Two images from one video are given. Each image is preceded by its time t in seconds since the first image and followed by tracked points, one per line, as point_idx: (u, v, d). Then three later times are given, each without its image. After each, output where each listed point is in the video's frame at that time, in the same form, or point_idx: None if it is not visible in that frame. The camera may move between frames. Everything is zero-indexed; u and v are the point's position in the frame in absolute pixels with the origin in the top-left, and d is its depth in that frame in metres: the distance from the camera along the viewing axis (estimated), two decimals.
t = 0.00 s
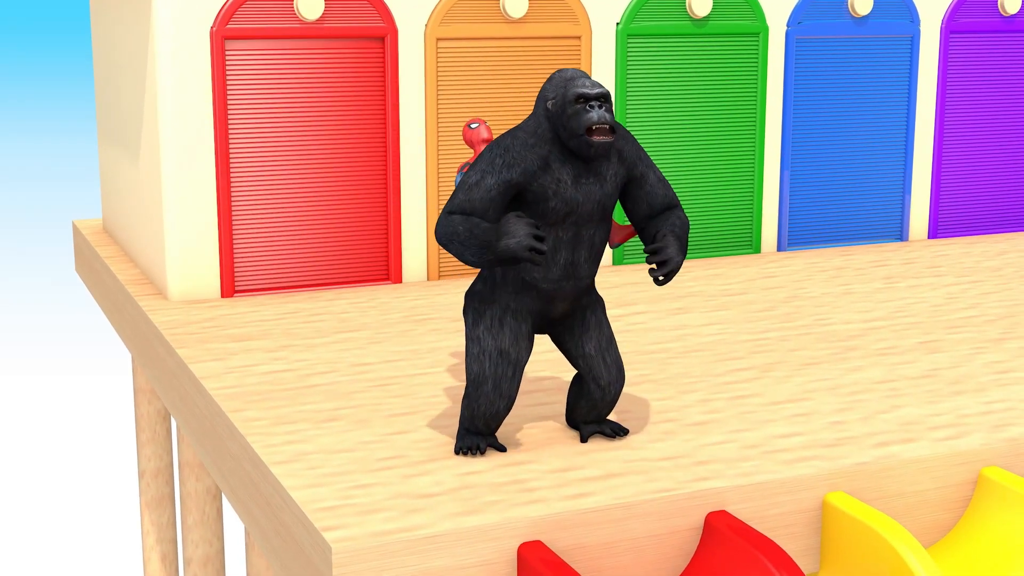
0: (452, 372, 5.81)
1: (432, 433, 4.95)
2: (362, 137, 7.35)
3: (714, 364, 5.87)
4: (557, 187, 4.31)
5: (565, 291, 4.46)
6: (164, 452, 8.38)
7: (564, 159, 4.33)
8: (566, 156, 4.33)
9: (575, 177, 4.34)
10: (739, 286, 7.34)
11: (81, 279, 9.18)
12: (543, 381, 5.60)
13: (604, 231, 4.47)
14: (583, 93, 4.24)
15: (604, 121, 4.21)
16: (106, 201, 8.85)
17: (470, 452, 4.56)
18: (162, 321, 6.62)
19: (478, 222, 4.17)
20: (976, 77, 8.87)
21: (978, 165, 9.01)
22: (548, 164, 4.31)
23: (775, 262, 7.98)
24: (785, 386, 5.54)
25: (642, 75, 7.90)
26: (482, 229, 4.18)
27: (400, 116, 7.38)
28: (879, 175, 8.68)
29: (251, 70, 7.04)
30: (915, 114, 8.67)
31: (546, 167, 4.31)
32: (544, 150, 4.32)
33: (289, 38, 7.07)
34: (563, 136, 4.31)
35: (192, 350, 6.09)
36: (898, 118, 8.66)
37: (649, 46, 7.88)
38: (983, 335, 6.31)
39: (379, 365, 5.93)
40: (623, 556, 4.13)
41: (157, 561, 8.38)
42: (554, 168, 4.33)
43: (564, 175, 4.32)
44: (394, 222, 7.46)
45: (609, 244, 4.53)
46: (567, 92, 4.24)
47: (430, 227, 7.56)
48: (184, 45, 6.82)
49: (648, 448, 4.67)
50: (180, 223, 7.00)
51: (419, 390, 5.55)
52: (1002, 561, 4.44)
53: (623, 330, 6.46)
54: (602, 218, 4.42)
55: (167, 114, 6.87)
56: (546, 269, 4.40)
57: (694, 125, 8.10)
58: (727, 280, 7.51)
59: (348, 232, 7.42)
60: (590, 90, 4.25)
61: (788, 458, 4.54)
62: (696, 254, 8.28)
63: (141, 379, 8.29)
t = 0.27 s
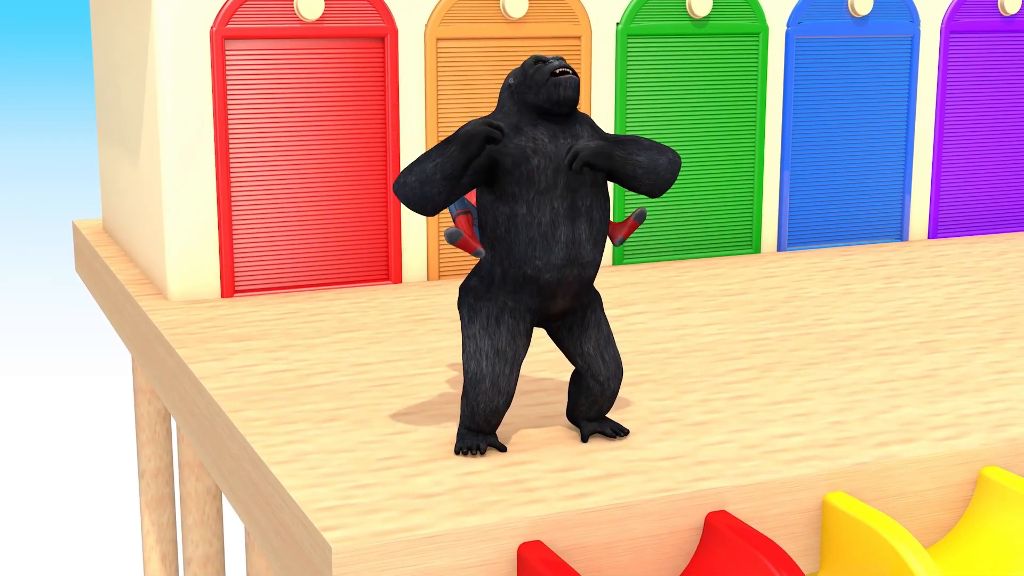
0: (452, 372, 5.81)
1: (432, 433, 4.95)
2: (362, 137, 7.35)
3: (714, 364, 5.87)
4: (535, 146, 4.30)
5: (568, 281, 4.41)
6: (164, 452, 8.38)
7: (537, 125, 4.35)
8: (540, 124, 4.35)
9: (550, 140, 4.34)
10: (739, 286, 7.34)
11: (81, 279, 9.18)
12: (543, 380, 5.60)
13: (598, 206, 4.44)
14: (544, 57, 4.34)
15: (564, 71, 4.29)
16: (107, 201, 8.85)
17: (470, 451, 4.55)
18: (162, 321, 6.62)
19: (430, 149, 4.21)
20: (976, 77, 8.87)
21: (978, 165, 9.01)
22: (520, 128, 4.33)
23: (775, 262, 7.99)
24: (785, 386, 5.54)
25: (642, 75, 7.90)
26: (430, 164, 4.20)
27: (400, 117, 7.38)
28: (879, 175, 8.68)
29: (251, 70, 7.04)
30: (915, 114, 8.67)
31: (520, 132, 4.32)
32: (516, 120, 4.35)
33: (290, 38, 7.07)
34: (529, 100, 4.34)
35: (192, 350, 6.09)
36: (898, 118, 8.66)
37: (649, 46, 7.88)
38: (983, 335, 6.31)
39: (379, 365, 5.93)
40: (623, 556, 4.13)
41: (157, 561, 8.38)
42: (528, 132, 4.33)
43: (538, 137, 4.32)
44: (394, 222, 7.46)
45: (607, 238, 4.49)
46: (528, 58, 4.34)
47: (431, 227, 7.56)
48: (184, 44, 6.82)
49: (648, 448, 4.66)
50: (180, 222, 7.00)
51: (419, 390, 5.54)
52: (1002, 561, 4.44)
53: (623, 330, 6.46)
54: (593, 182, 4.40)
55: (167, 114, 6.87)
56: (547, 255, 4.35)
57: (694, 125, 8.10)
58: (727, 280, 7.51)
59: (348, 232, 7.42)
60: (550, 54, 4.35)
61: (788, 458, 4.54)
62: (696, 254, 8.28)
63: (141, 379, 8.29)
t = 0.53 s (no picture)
0: (452, 372, 5.81)
1: (432, 433, 4.95)
2: (362, 137, 7.35)
3: (714, 364, 5.87)
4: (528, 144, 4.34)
5: (570, 279, 4.41)
6: (164, 452, 8.38)
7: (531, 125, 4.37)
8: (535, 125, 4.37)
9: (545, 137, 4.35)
10: (739, 286, 7.34)
11: (81, 279, 9.18)
12: (543, 380, 5.60)
13: (600, 205, 4.42)
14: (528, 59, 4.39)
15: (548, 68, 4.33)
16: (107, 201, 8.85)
17: (470, 451, 4.55)
18: (162, 321, 6.62)
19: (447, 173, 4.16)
20: (976, 77, 8.87)
21: (978, 165, 9.01)
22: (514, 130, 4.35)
23: (775, 262, 7.99)
24: (785, 386, 5.54)
25: (642, 75, 7.90)
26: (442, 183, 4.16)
27: (400, 117, 7.37)
28: (879, 175, 8.68)
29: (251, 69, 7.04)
30: (915, 114, 8.67)
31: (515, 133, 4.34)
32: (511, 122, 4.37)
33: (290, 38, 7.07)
34: (518, 102, 4.39)
35: (192, 350, 6.09)
36: (898, 118, 8.66)
37: (649, 46, 7.88)
38: (983, 335, 6.31)
39: (379, 365, 5.93)
40: (623, 556, 4.13)
41: (157, 561, 8.38)
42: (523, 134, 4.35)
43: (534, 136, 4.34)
44: (394, 223, 7.46)
45: (611, 237, 4.49)
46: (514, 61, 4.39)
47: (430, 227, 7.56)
48: (185, 44, 6.82)
49: (648, 448, 4.66)
50: (180, 223, 7.00)
51: (419, 390, 5.54)
52: (1002, 561, 4.44)
53: (623, 330, 6.46)
54: (591, 177, 4.39)
55: (167, 114, 6.87)
56: (550, 254, 4.34)
57: (694, 125, 8.10)
58: (727, 280, 7.51)
59: (348, 232, 7.42)
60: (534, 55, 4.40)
61: (788, 458, 4.54)
62: (696, 254, 8.28)
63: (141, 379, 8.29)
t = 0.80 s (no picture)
0: (452, 372, 5.81)
1: (432, 433, 4.95)
2: (362, 137, 7.35)
3: (714, 364, 5.87)
4: (534, 143, 4.34)
5: (570, 277, 4.41)
6: (164, 452, 8.38)
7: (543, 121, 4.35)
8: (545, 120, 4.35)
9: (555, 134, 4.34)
10: (739, 286, 7.34)
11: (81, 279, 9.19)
12: (543, 380, 5.60)
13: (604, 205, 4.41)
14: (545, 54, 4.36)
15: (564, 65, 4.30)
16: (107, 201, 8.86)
17: (470, 451, 4.55)
18: (162, 321, 6.62)
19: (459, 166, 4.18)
20: (976, 77, 8.87)
21: (978, 165, 9.01)
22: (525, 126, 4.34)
23: (775, 262, 7.99)
24: (785, 386, 5.54)
25: (642, 75, 7.90)
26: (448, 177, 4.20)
27: (400, 117, 7.37)
28: (879, 175, 8.68)
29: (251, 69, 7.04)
30: (915, 114, 8.67)
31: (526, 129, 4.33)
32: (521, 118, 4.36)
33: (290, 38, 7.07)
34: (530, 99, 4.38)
35: (192, 350, 6.09)
36: (897, 118, 8.66)
37: (649, 46, 7.88)
38: (983, 335, 6.31)
39: (379, 365, 5.93)
40: (623, 556, 4.13)
41: (157, 561, 8.38)
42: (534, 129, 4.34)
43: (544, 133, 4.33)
44: (394, 223, 7.46)
45: (611, 234, 4.49)
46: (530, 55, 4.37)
47: (430, 227, 7.55)
48: (184, 44, 6.82)
49: (648, 448, 4.66)
50: (180, 223, 7.00)
51: (418, 389, 5.54)
52: (1002, 561, 4.44)
53: (623, 330, 6.46)
54: (595, 180, 4.35)
55: (167, 114, 6.87)
56: (550, 254, 4.34)
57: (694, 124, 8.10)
58: (727, 280, 7.51)
59: (348, 232, 7.42)
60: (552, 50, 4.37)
61: (788, 458, 4.53)
62: (696, 254, 8.28)
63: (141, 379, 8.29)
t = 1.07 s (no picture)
0: (452, 372, 5.81)
1: (432, 433, 4.95)
2: (362, 137, 7.35)
3: (714, 364, 5.87)
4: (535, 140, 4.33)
5: (571, 273, 4.41)
6: (164, 452, 8.38)
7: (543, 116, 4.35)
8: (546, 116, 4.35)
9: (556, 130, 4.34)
10: (739, 286, 7.34)
11: (81, 279, 9.19)
12: (543, 380, 5.60)
13: (602, 199, 4.42)
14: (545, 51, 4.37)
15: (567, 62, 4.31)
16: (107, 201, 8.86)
17: (470, 451, 4.55)
18: (162, 321, 6.62)
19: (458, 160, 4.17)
20: (976, 77, 8.87)
21: (978, 165, 9.01)
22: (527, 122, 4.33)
23: (775, 262, 7.99)
24: (785, 386, 5.54)
25: (643, 75, 7.90)
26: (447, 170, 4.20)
27: (401, 117, 7.38)
28: (879, 175, 8.68)
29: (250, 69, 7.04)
30: (915, 114, 8.67)
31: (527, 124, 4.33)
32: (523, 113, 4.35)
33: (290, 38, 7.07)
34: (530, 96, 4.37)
35: (192, 350, 6.09)
36: (897, 118, 8.66)
37: (649, 46, 7.88)
38: (983, 335, 6.31)
39: (379, 365, 5.93)
40: (623, 556, 4.13)
41: (157, 561, 8.38)
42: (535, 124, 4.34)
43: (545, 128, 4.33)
44: (394, 223, 7.46)
45: (610, 231, 4.50)
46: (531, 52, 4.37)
47: (430, 227, 7.55)
48: (185, 44, 6.82)
49: (648, 448, 4.66)
50: (180, 223, 7.00)
51: (418, 389, 5.54)
52: (1002, 561, 4.44)
53: (623, 330, 6.46)
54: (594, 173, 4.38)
55: (167, 115, 6.87)
56: (550, 249, 4.34)
57: (694, 124, 8.10)
58: (727, 280, 7.51)
59: (348, 232, 7.42)
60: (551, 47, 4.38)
61: (788, 458, 4.53)
62: (696, 254, 8.28)
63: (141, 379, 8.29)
